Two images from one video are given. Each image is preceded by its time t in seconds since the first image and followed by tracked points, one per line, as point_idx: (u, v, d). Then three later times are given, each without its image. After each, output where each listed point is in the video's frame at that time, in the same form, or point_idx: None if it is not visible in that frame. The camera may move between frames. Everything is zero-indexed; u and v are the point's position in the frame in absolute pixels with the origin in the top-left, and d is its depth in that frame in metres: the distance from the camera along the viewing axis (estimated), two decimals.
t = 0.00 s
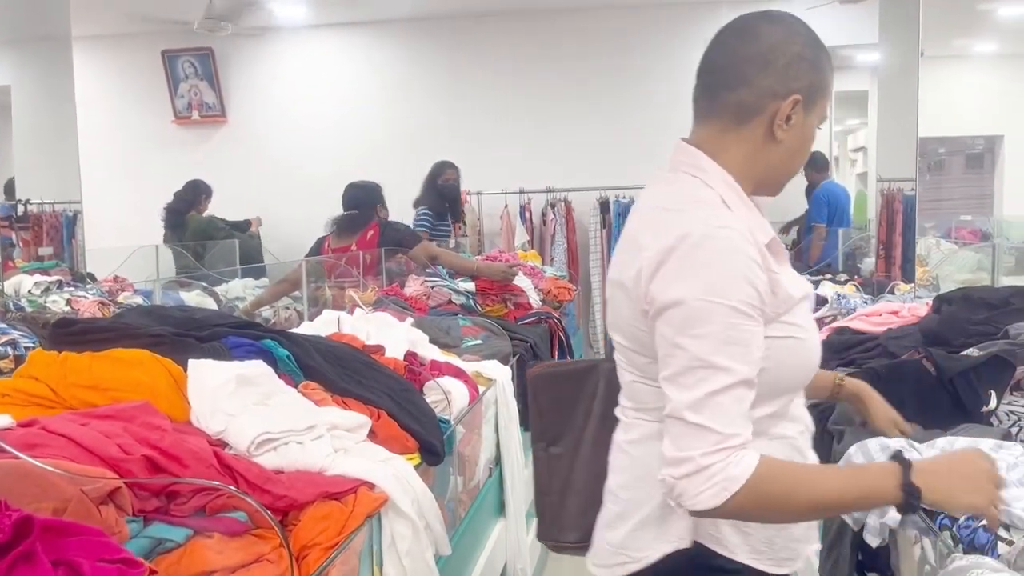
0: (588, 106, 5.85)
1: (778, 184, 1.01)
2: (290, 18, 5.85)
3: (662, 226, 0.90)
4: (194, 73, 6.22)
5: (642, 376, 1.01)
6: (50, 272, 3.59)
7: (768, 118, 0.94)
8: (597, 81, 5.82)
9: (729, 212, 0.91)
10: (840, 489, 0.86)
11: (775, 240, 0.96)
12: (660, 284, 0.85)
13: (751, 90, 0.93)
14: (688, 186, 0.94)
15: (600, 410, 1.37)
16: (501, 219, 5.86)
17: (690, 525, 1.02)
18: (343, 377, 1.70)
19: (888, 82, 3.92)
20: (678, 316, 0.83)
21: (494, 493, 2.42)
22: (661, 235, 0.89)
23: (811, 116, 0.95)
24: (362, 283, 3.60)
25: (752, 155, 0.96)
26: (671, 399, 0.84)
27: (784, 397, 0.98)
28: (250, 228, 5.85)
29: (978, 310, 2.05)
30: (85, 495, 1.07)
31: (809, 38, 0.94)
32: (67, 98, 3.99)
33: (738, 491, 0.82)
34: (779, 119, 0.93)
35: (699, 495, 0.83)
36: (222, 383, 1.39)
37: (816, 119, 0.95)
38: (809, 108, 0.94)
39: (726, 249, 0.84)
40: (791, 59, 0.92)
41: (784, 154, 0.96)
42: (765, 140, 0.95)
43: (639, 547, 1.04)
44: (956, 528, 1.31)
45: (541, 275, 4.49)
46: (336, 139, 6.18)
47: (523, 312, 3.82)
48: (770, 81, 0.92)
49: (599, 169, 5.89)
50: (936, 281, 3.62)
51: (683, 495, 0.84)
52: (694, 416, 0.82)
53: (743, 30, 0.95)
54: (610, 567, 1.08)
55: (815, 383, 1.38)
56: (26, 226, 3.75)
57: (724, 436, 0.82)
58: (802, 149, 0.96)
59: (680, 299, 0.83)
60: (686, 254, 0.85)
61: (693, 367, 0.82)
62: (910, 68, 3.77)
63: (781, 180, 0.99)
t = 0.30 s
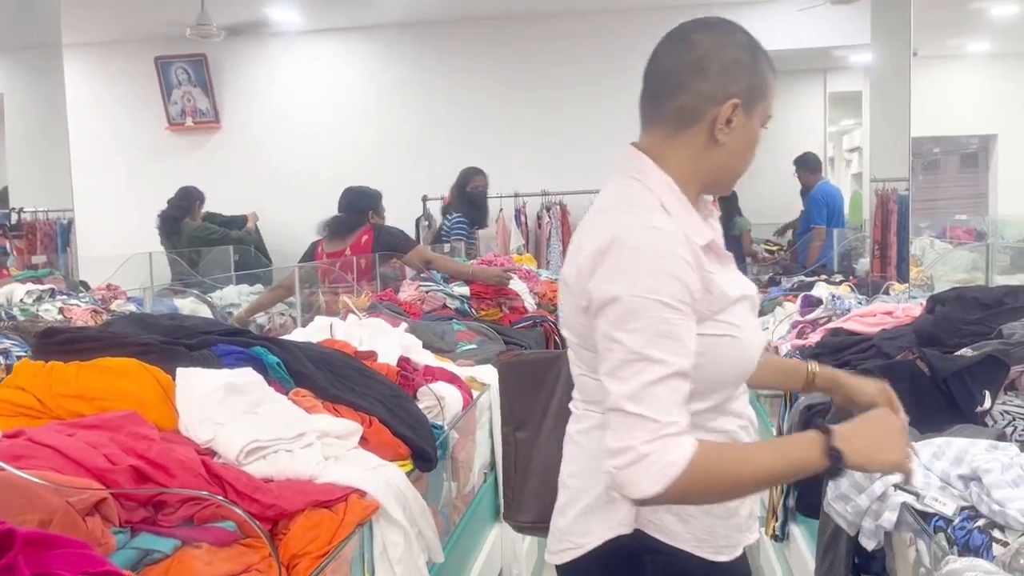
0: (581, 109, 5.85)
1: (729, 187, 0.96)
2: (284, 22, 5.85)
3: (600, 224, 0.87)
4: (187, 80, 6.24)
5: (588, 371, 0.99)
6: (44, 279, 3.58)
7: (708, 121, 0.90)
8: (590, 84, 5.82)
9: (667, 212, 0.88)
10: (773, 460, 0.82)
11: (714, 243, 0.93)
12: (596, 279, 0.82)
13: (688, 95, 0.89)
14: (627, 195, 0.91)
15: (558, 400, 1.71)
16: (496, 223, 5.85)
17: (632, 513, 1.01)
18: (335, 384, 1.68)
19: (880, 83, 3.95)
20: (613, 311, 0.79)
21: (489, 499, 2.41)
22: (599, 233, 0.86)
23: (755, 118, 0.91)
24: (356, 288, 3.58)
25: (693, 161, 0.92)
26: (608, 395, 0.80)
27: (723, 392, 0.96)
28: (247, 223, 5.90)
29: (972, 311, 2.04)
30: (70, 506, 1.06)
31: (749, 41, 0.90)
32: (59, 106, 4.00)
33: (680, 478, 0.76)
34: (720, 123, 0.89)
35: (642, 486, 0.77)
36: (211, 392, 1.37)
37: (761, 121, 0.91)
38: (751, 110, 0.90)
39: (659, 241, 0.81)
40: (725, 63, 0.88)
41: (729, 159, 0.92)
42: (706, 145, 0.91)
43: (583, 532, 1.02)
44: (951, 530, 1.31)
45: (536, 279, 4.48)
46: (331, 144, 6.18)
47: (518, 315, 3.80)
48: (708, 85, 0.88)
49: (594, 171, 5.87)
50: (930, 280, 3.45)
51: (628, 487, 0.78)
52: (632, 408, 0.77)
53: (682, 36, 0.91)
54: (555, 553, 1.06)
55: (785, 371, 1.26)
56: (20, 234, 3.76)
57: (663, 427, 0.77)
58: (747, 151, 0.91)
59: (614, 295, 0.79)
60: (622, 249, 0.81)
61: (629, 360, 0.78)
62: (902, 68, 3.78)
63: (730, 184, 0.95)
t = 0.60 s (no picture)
0: (576, 113, 5.83)
1: (700, 204, 1.05)
2: (277, 30, 5.84)
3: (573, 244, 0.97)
4: (182, 88, 6.23)
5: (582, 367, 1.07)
6: (37, 290, 3.58)
7: (666, 146, 0.99)
8: (585, 89, 5.80)
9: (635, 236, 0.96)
10: (701, 448, 0.87)
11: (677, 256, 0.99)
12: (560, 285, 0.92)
13: (647, 126, 1.00)
14: (595, 217, 1.02)
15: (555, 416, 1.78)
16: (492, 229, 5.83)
17: (629, 500, 1.08)
18: (327, 398, 1.65)
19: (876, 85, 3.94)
20: (568, 316, 0.90)
21: (485, 510, 2.38)
22: (570, 250, 0.96)
23: (713, 139, 1.00)
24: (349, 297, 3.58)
25: (656, 182, 1.01)
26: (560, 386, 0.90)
27: (699, 391, 1.01)
28: (243, 230, 5.89)
29: (971, 315, 2.00)
30: (52, 527, 1.03)
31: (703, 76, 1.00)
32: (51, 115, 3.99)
33: (606, 459, 0.85)
34: (678, 147, 0.99)
35: (573, 466, 0.87)
36: (199, 407, 1.34)
37: (720, 141, 1.00)
38: (706, 134, 0.99)
39: (609, 258, 0.89)
40: (679, 95, 0.98)
41: (690, 178, 1.01)
42: (667, 167, 1.00)
43: (588, 520, 1.08)
44: (953, 540, 1.29)
45: (532, 285, 4.46)
46: (326, 150, 6.16)
47: (514, 322, 3.77)
48: (662, 116, 0.99)
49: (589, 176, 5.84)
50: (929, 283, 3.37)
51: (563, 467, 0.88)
52: (573, 398, 0.88)
53: (645, 74, 1.02)
54: (564, 538, 1.13)
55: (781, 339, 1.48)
56: (14, 246, 3.79)
57: (598, 417, 0.86)
58: (706, 170, 1.00)
59: (568, 304, 0.90)
60: (578, 265, 0.91)
61: (574, 357, 0.88)
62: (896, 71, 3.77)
63: (697, 200, 1.03)
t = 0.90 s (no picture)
0: (572, 121, 5.80)
1: (684, 221, 1.27)
2: (271, 39, 5.81)
3: (593, 275, 1.19)
4: (176, 99, 6.20)
5: (591, 384, 1.31)
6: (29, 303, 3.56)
7: (648, 169, 1.22)
8: (581, 97, 5.77)
9: (641, 253, 1.19)
10: (793, 426, 1.17)
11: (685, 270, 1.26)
12: (623, 322, 1.14)
13: (631, 150, 1.23)
14: (592, 234, 1.25)
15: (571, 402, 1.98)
16: (488, 238, 5.80)
17: (647, 495, 1.31)
18: (313, 416, 1.61)
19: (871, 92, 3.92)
20: (631, 338, 1.13)
21: (480, 526, 2.34)
22: (595, 283, 1.18)
23: (690, 162, 1.21)
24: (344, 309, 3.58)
25: (641, 200, 1.24)
26: (655, 401, 1.13)
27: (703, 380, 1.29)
28: (238, 240, 5.86)
29: (971, 326, 1.98)
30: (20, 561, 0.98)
31: (684, 105, 1.21)
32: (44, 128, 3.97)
33: (740, 446, 1.11)
34: (659, 168, 1.21)
35: (718, 461, 1.10)
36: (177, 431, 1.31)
37: (698, 164, 1.21)
38: (682, 156, 1.21)
39: (645, 283, 1.13)
40: (658, 124, 1.21)
41: (671, 197, 1.23)
42: (649, 186, 1.23)
43: (610, 516, 1.33)
44: (957, 562, 1.24)
45: (529, 294, 4.43)
46: (321, 160, 6.13)
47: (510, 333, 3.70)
48: (643, 143, 1.21)
49: (586, 184, 5.81)
50: (927, 292, 3.57)
51: (703, 467, 1.11)
52: (685, 407, 1.10)
53: (636, 104, 1.24)
54: (587, 533, 1.37)
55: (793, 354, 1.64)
56: None
57: (705, 411, 1.11)
58: (684, 192, 1.22)
59: (636, 330, 1.13)
60: (622, 295, 1.14)
61: (670, 374, 1.11)
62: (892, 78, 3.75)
63: (680, 218, 1.25)
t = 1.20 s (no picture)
0: (566, 129, 5.75)
1: (677, 224, 1.38)
2: (264, 47, 5.77)
3: (606, 280, 1.29)
4: (168, 107, 6.16)
5: (599, 387, 1.38)
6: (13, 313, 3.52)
7: (641, 174, 1.34)
8: (575, 104, 5.73)
9: (642, 252, 1.31)
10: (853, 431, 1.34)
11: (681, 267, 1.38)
12: (648, 317, 1.24)
13: (625, 157, 1.35)
14: (594, 238, 1.36)
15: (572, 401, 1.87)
16: (482, 246, 5.75)
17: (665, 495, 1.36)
18: (283, 433, 1.56)
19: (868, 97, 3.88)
20: (658, 331, 1.24)
21: (463, 542, 2.28)
22: (609, 288, 1.29)
23: (679, 166, 1.33)
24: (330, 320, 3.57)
25: (634, 203, 1.36)
26: (696, 385, 1.24)
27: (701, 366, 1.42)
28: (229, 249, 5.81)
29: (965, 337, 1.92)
30: None
31: (675, 114, 1.33)
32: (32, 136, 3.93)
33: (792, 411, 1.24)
34: (650, 172, 1.33)
35: (778, 426, 1.23)
36: (134, 451, 1.26)
37: (688, 168, 1.33)
38: (672, 161, 1.33)
39: (654, 276, 1.25)
40: (649, 130, 1.32)
41: (662, 201, 1.35)
42: (641, 191, 1.35)
43: (627, 520, 1.38)
44: None
45: (521, 304, 4.38)
46: (313, 169, 6.08)
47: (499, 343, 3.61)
48: (636, 150, 1.34)
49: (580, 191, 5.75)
50: (924, 302, 3.43)
51: (762, 435, 1.24)
52: (728, 383, 1.22)
53: (630, 113, 1.36)
54: (605, 539, 1.42)
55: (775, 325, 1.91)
56: None
57: (744, 385, 1.23)
58: (674, 196, 1.34)
59: (659, 321, 1.24)
60: (638, 294, 1.25)
61: (708, 354, 1.23)
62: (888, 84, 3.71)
63: (671, 221, 1.36)
